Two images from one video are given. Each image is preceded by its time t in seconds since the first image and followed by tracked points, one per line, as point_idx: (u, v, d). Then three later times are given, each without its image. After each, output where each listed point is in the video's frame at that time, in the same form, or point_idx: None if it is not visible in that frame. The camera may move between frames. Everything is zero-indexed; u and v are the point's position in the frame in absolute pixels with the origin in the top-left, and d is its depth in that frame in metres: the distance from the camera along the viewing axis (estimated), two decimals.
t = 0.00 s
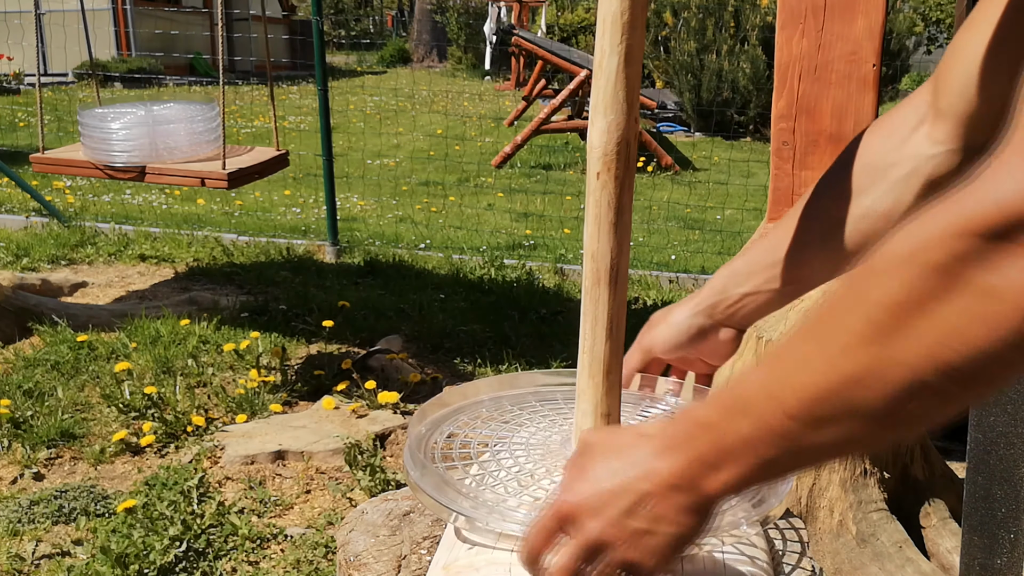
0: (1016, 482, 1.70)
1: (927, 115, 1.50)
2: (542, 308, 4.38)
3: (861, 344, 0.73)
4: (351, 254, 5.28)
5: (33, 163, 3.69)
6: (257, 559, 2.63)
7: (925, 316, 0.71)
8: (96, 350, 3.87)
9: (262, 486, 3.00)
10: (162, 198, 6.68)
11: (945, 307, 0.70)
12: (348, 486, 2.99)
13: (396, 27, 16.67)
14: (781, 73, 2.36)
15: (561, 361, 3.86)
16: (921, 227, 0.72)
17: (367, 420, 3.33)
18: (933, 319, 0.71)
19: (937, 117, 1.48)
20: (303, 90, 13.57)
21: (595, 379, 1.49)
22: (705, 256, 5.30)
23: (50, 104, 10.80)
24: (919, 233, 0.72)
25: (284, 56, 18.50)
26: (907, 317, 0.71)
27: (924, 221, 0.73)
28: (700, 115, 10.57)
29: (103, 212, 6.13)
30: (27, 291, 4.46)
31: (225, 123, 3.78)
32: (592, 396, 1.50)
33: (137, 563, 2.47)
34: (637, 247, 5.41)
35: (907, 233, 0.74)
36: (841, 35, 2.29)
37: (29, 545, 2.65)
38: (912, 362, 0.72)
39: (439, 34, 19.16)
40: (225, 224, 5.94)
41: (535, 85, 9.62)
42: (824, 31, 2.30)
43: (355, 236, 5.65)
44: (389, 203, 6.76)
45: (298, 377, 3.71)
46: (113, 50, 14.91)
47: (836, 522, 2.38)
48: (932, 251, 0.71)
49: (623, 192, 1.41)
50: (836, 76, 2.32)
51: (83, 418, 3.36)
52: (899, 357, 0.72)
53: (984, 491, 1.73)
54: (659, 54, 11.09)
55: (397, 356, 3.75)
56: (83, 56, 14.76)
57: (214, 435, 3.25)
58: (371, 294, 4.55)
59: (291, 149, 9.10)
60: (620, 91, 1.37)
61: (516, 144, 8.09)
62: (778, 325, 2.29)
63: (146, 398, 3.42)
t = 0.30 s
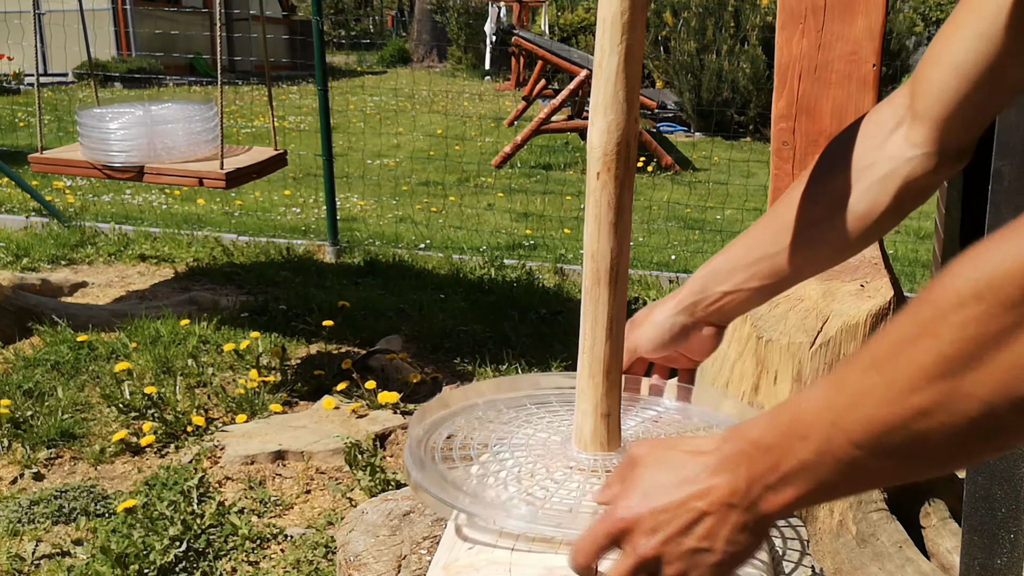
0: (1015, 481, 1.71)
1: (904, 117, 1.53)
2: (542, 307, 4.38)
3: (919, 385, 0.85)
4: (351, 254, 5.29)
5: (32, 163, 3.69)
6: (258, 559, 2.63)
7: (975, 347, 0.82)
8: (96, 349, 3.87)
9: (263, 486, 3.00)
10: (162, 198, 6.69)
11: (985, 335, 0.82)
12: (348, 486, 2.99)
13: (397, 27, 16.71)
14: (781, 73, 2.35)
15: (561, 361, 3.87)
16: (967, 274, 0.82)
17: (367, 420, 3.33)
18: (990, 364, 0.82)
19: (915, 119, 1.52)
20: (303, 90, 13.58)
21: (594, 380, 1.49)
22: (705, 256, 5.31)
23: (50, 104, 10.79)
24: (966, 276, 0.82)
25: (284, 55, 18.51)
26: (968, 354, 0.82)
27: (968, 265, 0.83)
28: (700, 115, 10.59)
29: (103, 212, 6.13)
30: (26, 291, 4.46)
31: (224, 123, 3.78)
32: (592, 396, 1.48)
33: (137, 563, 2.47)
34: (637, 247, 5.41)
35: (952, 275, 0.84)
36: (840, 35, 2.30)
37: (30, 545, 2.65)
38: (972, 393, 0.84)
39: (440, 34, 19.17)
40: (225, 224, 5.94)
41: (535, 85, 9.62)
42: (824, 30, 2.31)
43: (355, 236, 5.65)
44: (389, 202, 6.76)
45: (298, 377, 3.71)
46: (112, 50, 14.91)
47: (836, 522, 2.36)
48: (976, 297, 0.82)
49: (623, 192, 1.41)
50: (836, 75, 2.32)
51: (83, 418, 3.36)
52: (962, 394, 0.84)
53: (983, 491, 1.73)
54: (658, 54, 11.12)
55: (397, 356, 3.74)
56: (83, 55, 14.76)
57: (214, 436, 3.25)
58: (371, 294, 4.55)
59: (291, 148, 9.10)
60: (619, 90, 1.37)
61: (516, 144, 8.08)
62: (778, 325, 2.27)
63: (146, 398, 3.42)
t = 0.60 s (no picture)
0: (1019, 484, 1.61)
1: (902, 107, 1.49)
2: (544, 307, 4.38)
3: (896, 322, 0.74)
4: (354, 254, 5.29)
5: (37, 163, 3.69)
6: (259, 559, 2.63)
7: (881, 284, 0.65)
8: (99, 349, 3.87)
9: (265, 485, 3.00)
10: (165, 198, 6.70)
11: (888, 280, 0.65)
12: (351, 485, 3.00)
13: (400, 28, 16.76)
14: (783, 73, 2.25)
15: (563, 361, 3.87)
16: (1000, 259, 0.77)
17: (369, 420, 3.33)
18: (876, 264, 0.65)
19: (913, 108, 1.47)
20: (306, 91, 13.61)
21: (596, 380, 1.49)
22: (708, 256, 5.30)
23: (54, 104, 10.81)
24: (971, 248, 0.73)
25: (287, 55, 18.54)
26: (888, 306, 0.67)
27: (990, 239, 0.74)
28: (703, 115, 10.60)
29: (106, 212, 6.13)
30: (29, 291, 4.46)
31: (228, 123, 3.78)
32: (594, 397, 1.49)
33: (140, 563, 2.48)
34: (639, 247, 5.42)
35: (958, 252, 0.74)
36: (843, 34, 2.18)
37: (32, 545, 2.65)
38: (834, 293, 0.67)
39: (443, 34, 19.20)
40: (228, 224, 5.95)
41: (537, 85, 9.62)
42: (827, 30, 2.19)
43: (358, 236, 5.65)
44: (392, 202, 6.76)
45: (300, 377, 3.71)
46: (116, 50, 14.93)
47: (839, 522, 2.34)
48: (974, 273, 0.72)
49: (625, 192, 1.41)
50: (839, 75, 2.21)
51: (86, 417, 3.37)
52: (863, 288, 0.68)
53: (986, 492, 1.63)
54: (661, 54, 11.13)
55: (399, 356, 3.75)
56: (86, 55, 14.79)
57: (217, 435, 3.26)
58: (374, 294, 4.55)
59: (294, 148, 9.11)
60: (621, 91, 1.37)
61: (519, 144, 8.08)
62: (780, 325, 2.27)
63: (149, 398, 3.43)
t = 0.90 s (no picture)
0: (1019, 483, 1.61)
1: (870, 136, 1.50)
2: (544, 307, 4.38)
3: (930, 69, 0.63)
4: (354, 254, 5.29)
5: (37, 163, 3.69)
6: (260, 559, 2.63)
7: None
8: (99, 349, 3.87)
9: (265, 485, 3.00)
10: (165, 198, 6.70)
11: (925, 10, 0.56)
12: (351, 485, 3.00)
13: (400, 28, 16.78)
14: (783, 73, 2.25)
15: (563, 361, 3.87)
16: None
17: (369, 420, 3.33)
18: None
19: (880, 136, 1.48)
20: (306, 90, 13.62)
21: (596, 380, 1.49)
22: (708, 256, 5.30)
23: (54, 104, 10.81)
24: None
25: (287, 55, 18.54)
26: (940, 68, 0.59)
27: None
28: (703, 115, 10.61)
29: (106, 212, 6.13)
30: (29, 291, 4.46)
31: (228, 123, 3.78)
32: (594, 397, 1.49)
33: (140, 563, 2.48)
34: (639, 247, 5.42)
35: None
36: (843, 34, 2.18)
37: (32, 545, 2.65)
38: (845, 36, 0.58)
39: (444, 34, 19.20)
40: (228, 224, 5.95)
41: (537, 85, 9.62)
42: (827, 30, 2.19)
43: (358, 236, 5.65)
44: (392, 202, 6.76)
45: (300, 377, 3.71)
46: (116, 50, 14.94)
47: (839, 522, 2.34)
48: None
49: (624, 193, 1.41)
50: (838, 75, 2.21)
51: (86, 417, 3.37)
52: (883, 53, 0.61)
53: (986, 491, 1.64)
54: (661, 54, 11.13)
55: (399, 356, 3.74)
56: (86, 55, 14.79)
57: (217, 435, 3.25)
58: (374, 294, 4.55)
59: (294, 148, 9.11)
60: (621, 91, 1.37)
61: (520, 144, 8.08)
62: (780, 325, 2.27)
63: (149, 398, 3.43)
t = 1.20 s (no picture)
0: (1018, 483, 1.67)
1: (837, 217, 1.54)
2: (544, 307, 4.38)
3: (923, 168, 0.92)
4: (354, 254, 5.29)
5: (36, 163, 3.69)
6: (259, 559, 2.63)
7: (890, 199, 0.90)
8: (99, 349, 3.87)
9: (265, 485, 3.00)
10: (165, 198, 6.70)
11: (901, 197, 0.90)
12: (351, 485, 3.00)
13: (401, 28, 16.81)
14: (783, 73, 2.26)
15: (563, 361, 3.87)
16: None
17: (369, 420, 3.33)
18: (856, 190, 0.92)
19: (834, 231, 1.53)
20: (306, 91, 13.63)
21: (596, 380, 1.49)
22: (707, 256, 5.30)
23: (54, 104, 10.81)
24: None
25: (287, 55, 18.54)
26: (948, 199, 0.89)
27: None
28: (703, 115, 10.61)
29: (106, 212, 6.13)
30: (29, 291, 4.46)
31: (227, 123, 3.78)
32: (594, 396, 1.49)
33: (140, 563, 2.48)
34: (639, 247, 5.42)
35: None
36: (843, 34, 2.19)
37: (32, 545, 2.65)
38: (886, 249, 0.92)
39: (444, 34, 19.21)
40: (228, 224, 5.95)
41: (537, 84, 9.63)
42: (827, 31, 2.20)
43: (358, 236, 5.65)
44: (392, 202, 6.77)
45: (300, 376, 3.71)
46: (117, 50, 14.94)
47: (839, 522, 2.34)
48: None
49: (624, 193, 1.41)
50: (838, 75, 2.21)
51: (86, 417, 3.37)
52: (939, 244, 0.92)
53: (986, 491, 1.71)
54: (661, 54, 11.14)
55: (399, 356, 3.74)
56: (86, 55, 14.80)
57: (217, 435, 3.25)
58: (374, 294, 4.55)
59: (294, 148, 9.11)
60: (621, 90, 1.37)
61: (520, 144, 8.08)
62: (780, 325, 2.27)
63: (149, 397, 3.43)
